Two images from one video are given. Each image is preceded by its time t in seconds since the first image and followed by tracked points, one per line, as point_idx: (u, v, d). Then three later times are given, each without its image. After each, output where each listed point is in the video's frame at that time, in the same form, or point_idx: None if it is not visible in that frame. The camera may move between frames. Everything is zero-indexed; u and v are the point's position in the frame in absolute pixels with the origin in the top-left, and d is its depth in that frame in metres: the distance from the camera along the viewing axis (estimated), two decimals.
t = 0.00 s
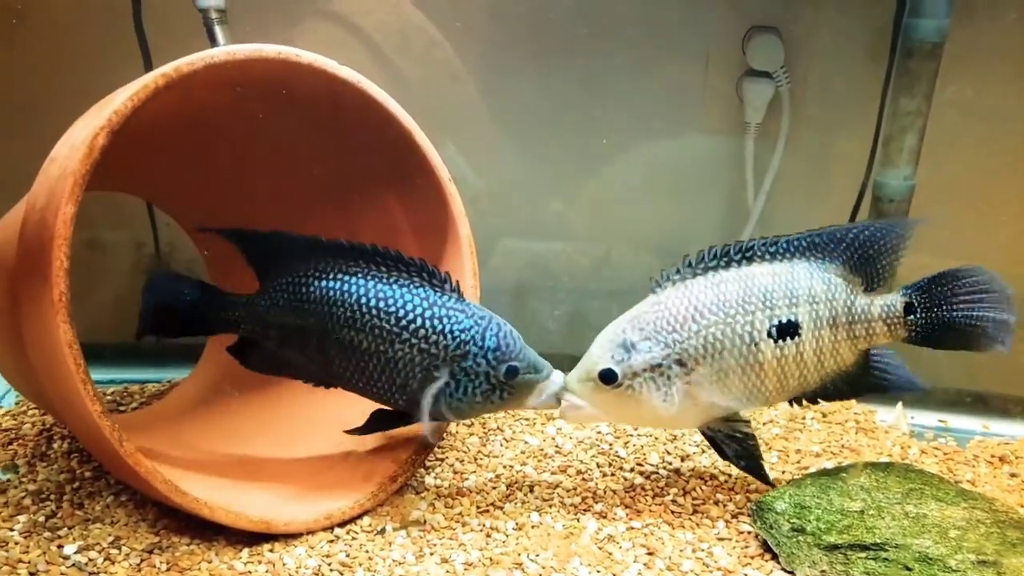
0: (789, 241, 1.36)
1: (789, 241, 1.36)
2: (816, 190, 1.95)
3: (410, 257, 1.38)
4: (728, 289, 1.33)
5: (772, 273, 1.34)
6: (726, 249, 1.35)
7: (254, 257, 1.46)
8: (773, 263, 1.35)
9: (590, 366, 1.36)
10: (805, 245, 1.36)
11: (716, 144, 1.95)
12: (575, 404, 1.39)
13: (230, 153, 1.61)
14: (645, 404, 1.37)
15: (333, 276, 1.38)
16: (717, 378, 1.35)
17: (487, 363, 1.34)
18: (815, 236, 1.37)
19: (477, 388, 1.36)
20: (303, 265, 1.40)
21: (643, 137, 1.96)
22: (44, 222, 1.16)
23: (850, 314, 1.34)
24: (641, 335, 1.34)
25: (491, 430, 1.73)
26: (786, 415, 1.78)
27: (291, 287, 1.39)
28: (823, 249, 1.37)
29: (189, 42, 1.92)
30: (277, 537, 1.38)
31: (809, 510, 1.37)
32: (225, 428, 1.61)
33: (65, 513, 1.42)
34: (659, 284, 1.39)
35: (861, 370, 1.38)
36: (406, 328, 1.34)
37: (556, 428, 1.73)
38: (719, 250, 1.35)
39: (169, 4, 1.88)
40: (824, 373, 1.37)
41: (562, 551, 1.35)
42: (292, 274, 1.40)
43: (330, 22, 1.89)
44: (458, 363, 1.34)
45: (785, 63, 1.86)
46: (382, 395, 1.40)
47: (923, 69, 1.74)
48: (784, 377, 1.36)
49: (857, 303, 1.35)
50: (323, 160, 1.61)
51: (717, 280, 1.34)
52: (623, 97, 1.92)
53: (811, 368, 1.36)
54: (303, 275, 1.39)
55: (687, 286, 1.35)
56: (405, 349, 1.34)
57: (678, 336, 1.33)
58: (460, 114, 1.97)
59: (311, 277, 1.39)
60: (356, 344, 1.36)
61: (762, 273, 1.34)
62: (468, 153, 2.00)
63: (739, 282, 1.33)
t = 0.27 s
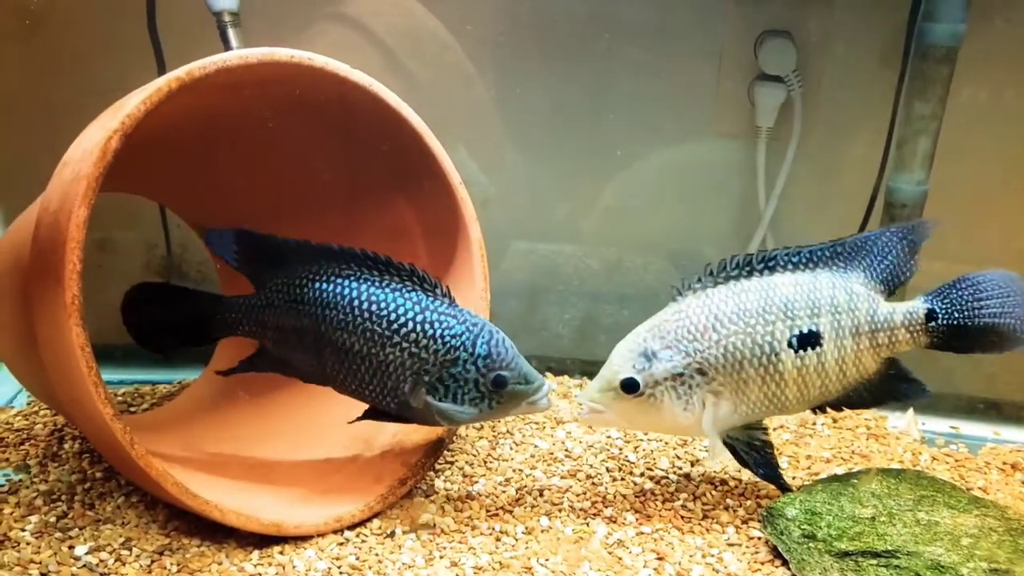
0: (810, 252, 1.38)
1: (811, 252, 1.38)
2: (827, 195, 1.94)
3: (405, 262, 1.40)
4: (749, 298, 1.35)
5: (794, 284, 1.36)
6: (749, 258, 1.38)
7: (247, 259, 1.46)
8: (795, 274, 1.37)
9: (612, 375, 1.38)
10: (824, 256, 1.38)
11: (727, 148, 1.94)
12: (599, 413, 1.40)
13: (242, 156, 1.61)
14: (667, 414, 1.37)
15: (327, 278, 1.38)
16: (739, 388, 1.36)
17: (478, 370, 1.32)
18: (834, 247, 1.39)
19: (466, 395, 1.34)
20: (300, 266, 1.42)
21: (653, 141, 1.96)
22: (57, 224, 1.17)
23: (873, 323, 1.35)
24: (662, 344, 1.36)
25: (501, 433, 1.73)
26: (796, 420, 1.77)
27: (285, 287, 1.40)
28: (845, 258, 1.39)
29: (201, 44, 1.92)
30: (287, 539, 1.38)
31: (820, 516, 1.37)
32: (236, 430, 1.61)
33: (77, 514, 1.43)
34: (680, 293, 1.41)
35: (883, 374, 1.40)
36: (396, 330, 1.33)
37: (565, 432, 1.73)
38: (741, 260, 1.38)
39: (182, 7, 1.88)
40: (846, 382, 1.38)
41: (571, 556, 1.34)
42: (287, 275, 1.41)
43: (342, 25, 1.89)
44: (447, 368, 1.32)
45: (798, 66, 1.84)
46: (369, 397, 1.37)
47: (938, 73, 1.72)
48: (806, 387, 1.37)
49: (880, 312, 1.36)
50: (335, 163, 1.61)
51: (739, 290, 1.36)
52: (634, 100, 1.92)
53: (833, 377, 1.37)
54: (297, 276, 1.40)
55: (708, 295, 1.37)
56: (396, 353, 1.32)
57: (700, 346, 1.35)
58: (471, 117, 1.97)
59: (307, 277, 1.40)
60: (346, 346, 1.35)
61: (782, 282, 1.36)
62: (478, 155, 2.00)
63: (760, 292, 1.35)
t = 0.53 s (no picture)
0: (800, 262, 1.39)
1: (802, 263, 1.39)
2: (829, 197, 1.94)
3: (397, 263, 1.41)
4: (741, 310, 1.35)
5: (786, 296, 1.36)
6: (739, 269, 1.38)
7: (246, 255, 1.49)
8: (786, 285, 1.37)
9: (605, 382, 1.39)
10: (814, 266, 1.39)
11: (729, 150, 1.94)
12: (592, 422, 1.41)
13: (244, 156, 1.61)
14: (660, 423, 1.38)
15: (318, 276, 1.40)
16: (731, 398, 1.36)
17: (463, 374, 1.33)
18: (824, 257, 1.40)
19: (451, 400, 1.34)
20: (291, 263, 1.43)
21: (655, 143, 1.96)
22: (60, 225, 1.17)
23: (862, 334, 1.36)
24: (654, 352, 1.36)
25: (503, 435, 1.73)
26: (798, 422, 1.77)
27: (275, 284, 1.42)
28: (836, 270, 1.40)
29: (204, 46, 1.92)
30: (289, 541, 1.38)
31: (822, 518, 1.37)
32: (238, 432, 1.61)
33: (78, 515, 1.42)
34: (672, 303, 1.41)
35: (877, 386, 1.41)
36: (384, 330, 1.34)
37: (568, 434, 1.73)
38: (732, 271, 1.38)
39: (185, 8, 1.89)
40: (837, 394, 1.39)
41: (573, 558, 1.34)
42: (277, 273, 1.43)
43: (345, 27, 1.90)
44: (433, 371, 1.33)
45: (799, 68, 1.84)
46: (352, 399, 1.38)
47: (939, 76, 1.71)
48: (797, 399, 1.37)
49: (871, 322, 1.36)
50: (337, 164, 1.61)
51: (730, 301, 1.36)
52: (636, 102, 1.92)
53: (825, 389, 1.37)
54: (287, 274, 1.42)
55: (699, 306, 1.37)
56: (384, 353, 1.34)
57: (690, 356, 1.35)
58: (473, 119, 1.97)
59: (296, 277, 1.41)
60: (334, 344, 1.37)
61: (774, 294, 1.36)
62: (480, 157, 2.00)
63: (751, 304, 1.35)
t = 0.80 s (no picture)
0: (780, 281, 1.41)
1: (783, 282, 1.41)
2: (831, 199, 1.94)
3: (409, 270, 1.42)
4: (717, 325, 1.37)
5: (763, 313, 1.38)
6: (720, 285, 1.41)
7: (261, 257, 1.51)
8: (765, 303, 1.39)
9: (582, 391, 1.40)
10: (794, 286, 1.42)
11: (731, 152, 1.94)
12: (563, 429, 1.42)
13: (246, 157, 1.61)
14: (634, 433, 1.39)
15: (326, 283, 1.41)
16: (705, 412, 1.37)
17: (469, 381, 1.33)
18: (805, 278, 1.42)
19: (455, 408, 1.34)
20: (300, 270, 1.45)
21: (658, 144, 1.95)
22: (61, 226, 1.17)
23: (842, 354, 1.37)
24: (632, 362, 1.38)
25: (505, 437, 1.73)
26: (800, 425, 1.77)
27: (280, 290, 1.43)
28: (815, 288, 1.42)
29: (206, 46, 1.92)
30: (290, 543, 1.38)
31: (824, 521, 1.36)
32: (240, 433, 1.61)
33: (79, 516, 1.42)
34: (651, 317, 1.43)
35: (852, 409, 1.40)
36: (393, 336, 1.34)
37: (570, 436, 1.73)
38: (712, 287, 1.41)
39: (187, 9, 1.89)
40: (816, 414, 1.39)
41: (575, 560, 1.34)
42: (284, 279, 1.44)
43: (347, 28, 1.90)
44: (439, 378, 1.33)
45: (803, 71, 1.85)
46: (354, 407, 1.39)
47: (942, 78, 1.74)
48: (773, 417, 1.38)
49: (851, 342, 1.38)
50: (339, 165, 1.61)
51: (708, 315, 1.38)
52: (638, 103, 1.92)
53: (801, 408, 1.38)
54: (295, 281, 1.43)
55: (677, 320, 1.39)
56: (390, 359, 1.34)
57: (665, 368, 1.36)
58: (475, 120, 1.97)
59: (302, 284, 1.42)
60: (340, 352, 1.37)
61: (752, 311, 1.38)
62: (482, 158, 2.00)
63: (727, 320, 1.37)
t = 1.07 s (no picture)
0: (794, 277, 1.40)
1: (796, 278, 1.40)
2: (834, 194, 1.94)
3: (397, 271, 1.43)
4: (729, 321, 1.37)
5: (777, 308, 1.37)
6: (733, 280, 1.40)
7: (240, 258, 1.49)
8: (778, 298, 1.39)
9: (594, 386, 1.40)
10: (810, 281, 1.41)
11: (734, 149, 1.94)
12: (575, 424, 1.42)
13: (249, 152, 1.61)
14: (646, 429, 1.39)
15: (315, 282, 1.40)
16: (716, 407, 1.37)
17: (455, 381, 1.34)
18: (820, 272, 1.41)
19: (440, 408, 1.35)
20: (290, 268, 1.43)
21: (660, 140, 1.95)
22: (64, 220, 1.17)
23: (857, 350, 1.36)
24: (643, 358, 1.38)
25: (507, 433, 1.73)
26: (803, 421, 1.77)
27: (267, 290, 1.42)
28: (831, 285, 1.41)
29: (208, 43, 1.92)
30: (293, 539, 1.37)
31: (828, 516, 1.36)
32: (242, 430, 1.61)
33: (81, 512, 1.42)
34: (662, 312, 1.43)
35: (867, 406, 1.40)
36: (382, 335, 1.34)
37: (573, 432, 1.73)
38: (726, 281, 1.41)
39: (188, 5, 1.88)
40: (830, 410, 1.39)
41: (579, 556, 1.34)
42: (274, 277, 1.43)
43: (349, 24, 1.89)
44: (426, 377, 1.34)
45: (806, 66, 1.84)
46: (337, 407, 1.39)
47: (945, 71, 1.73)
48: (787, 412, 1.38)
49: (865, 338, 1.37)
50: (342, 160, 1.61)
51: (720, 310, 1.38)
52: (641, 100, 1.92)
53: (815, 404, 1.37)
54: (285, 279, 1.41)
55: (689, 314, 1.39)
56: (379, 358, 1.34)
57: (676, 363, 1.36)
58: (477, 117, 1.96)
59: (291, 283, 1.41)
60: (330, 352, 1.36)
61: (765, 306, 1.38)
62: (484, 154, 2.00)
63: (740, 315, 1.37)
